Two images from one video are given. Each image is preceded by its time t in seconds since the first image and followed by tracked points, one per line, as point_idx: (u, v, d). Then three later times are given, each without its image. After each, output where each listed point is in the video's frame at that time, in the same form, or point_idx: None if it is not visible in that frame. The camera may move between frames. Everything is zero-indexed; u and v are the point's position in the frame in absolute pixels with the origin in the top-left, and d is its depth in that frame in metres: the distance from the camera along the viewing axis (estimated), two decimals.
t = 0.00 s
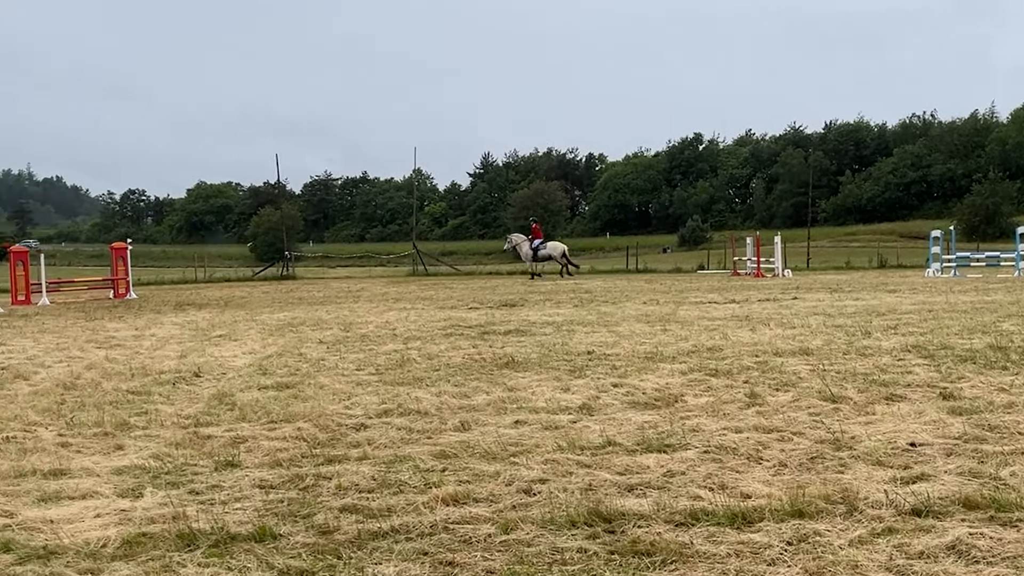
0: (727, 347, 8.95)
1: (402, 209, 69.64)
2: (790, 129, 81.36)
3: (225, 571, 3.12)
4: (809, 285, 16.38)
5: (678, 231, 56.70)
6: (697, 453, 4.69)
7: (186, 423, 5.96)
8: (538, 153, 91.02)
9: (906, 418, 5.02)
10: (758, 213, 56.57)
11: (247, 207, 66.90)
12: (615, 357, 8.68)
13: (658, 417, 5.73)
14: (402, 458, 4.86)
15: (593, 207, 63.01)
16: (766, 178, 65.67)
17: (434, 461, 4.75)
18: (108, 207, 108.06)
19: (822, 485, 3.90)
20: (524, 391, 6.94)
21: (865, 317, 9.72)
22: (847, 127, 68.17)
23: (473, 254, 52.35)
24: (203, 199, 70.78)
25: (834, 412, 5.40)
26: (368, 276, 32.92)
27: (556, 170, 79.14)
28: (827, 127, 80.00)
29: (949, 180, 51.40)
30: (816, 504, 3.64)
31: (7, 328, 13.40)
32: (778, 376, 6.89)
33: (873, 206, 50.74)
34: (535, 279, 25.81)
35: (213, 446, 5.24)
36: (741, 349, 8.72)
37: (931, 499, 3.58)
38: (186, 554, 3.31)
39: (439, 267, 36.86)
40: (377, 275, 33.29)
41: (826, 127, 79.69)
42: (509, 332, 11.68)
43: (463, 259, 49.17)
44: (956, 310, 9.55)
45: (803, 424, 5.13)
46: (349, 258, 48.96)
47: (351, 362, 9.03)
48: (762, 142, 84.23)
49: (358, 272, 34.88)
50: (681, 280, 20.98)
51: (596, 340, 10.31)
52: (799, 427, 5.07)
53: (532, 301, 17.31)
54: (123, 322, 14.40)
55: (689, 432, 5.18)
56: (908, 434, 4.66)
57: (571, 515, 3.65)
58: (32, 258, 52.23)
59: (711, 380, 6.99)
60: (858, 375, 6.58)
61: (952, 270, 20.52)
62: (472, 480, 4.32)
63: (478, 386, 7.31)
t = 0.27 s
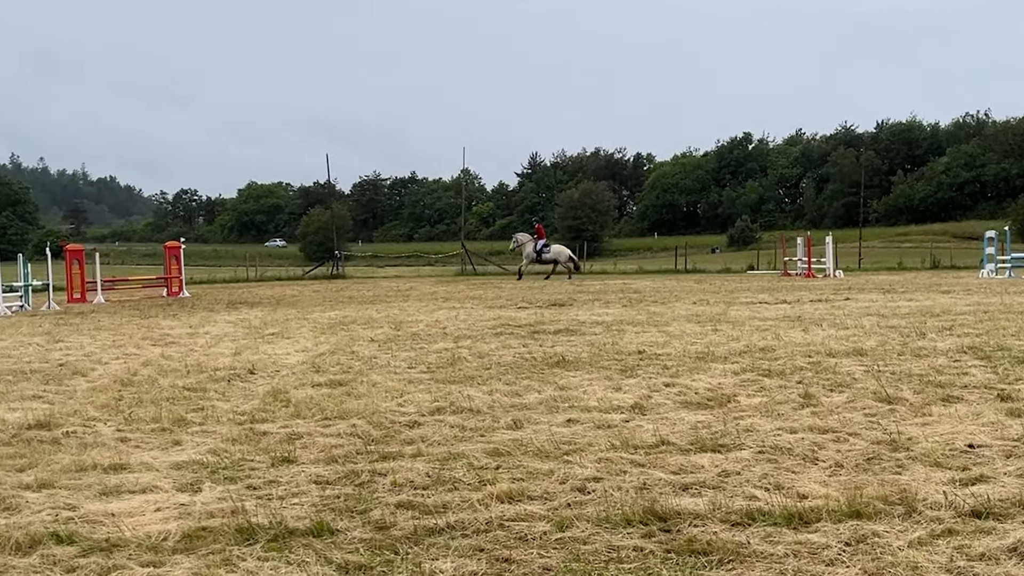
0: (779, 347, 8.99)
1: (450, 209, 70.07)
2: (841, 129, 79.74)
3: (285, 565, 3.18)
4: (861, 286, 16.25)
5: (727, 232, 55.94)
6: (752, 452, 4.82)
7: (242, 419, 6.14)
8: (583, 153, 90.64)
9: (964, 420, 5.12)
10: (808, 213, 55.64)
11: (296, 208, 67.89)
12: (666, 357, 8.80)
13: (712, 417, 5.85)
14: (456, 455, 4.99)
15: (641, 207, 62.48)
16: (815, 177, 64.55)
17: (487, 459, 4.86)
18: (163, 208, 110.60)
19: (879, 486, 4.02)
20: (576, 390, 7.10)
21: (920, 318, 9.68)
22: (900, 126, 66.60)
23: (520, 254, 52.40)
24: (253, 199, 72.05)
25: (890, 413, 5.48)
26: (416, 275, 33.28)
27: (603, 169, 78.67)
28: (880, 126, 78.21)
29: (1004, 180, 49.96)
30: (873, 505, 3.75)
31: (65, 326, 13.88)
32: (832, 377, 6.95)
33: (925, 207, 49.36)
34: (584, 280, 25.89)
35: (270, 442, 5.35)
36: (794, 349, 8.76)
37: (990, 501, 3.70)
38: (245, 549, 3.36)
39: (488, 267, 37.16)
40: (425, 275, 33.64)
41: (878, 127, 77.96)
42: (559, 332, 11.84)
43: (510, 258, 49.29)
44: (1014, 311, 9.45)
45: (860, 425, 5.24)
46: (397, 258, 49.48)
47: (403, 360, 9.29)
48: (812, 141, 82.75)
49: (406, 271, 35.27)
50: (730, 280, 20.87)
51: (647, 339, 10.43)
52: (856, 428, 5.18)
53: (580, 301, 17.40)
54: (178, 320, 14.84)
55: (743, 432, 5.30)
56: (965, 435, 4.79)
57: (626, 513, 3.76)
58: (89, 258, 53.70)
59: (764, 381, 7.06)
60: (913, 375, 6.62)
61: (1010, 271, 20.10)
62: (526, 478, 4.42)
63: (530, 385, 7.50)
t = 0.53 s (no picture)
0: (830, 348, 8.97)
1: (496, 209, 70.29)
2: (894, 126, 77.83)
3: (341, 561, 3.36)
4: (912, 287, 15.99)
5: (774, 232, 55.07)
6: (803, 454, 4.89)
7: (292, 416, 6.36)
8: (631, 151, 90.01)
9: (1019, 424, 5.15)
10: (858, 214, 54.36)
11: (344, 208, 68.84)
12: (714, 357, 8.85)
13: (762, 417, 5.92)
14: (506, 453, 5.15)
15: (689, 207, 61.51)
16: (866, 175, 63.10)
17: (537, 458, 5.01)
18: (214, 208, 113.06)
19: (934, 489, 4.09)
20: (625, 390, 7.20)
21: (974, 319, 9.56)
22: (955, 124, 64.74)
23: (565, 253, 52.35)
24: (301, 200, 73.24)
25: (943, 415, 5.51)
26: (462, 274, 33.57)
27: (650, 168, 77.97)
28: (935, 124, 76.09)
29: None
30: (927, 508, 3.81)
31: (119, 323, 14.40)
32: (885, 378, 6.95)
33: (978, 206, 47.62)
34: (630, 280, 25.86)
35: (321, 439, 5.58)
36: (845, 350, 8.74)
37: None
38: (298, 545, 3.55)
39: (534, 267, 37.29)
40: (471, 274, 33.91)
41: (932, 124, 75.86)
42: (607, 331, 11.95)
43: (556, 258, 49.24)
44: None
45: (912, 427, 5.29)
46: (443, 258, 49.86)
47: (450, 359, 9.50)
48: (863, 139, 80.89)
49: (452, 270, 35.61)
50: (778, 281, 20.65)
51: (695, 339, 10.48)
52: (909, 430, 5.23)
53: (628, 301, 17.46)
54: (229, 318, 15.28)
55: (794, 433, 5.38)
56: (1020, 439, 4.82)
57: (678, 513, 3.87)
58: (142, 257, 55.23)
59: (814, 382, 7.08)
60: (967, 378, 6.60)
61: None
62: (576, 477, 4.56)
63: (579, 384, 7.63)
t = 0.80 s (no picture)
0: (881, 349, 8.89)
1: (542, 207, 70.31)
2: (950, 123, 75.69)
3: (387, 560, 3.50)
4: (967, 286, 15.64)
5: (823, 231, 54.00)
6: (854, 456, 4.91)
7: (340, 414, 6.56)
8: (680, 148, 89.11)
9: None
10: (909, 213, 52.95)
11: (391, 207, 69.60)
12: (763, 357, 8.84)
13: (811, 418, 5.94)
14: (553, 453, 5.26)
15: (737, 205, 60.53)
16: (920, 173, 61.49)
17: (584, 457, 5.12)
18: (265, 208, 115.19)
19: (987, 493, 4.09)
20: (672, 390, 7.26)
21: None
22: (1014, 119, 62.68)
23: (611, 251, 52.12)
24: (350, 198, 74.24)
25: (997, 418, 5.48)
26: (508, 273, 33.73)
27: (698, 167, 77.07)
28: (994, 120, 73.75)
29: None
30: (981, 512, 3.83)
31: (171, 320, 14.86)
32: (937, 379, 6.89)
33: None
34: (677, 280, 25.70)
35: (369, 437, 5.78)
36: (897, 350, 8.66)
37: None
38: (346, 543, 3.70)
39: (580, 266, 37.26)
40: (517, 272, 34.05)
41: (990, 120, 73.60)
42: (653, 330, 11.97)
43: (602, 258, 49.04)
44: None
45: (965, 430, 5.27)
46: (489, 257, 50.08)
47: (497, 357, 9.64)
48: (918, 136, 78.85)
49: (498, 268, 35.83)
50: (827, 280, 20.34)
51: (744, 339, 10.45)
52: (962, 433, 5.21)
53: (675, 300, 17.40)
54: (278, 316, 15.65)
55: (844, 435, 5.39)
56: None
57: (726, 515, 3.93)
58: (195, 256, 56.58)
59: (865, 383, 7.06)
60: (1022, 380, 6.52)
61: None
62: (623, 477, 4.66)
63: (626, 383, 7.71)
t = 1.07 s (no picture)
0: (931, 348, 8.85)
1: (589, 205, 70.23)
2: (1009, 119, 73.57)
3: (432, 556, 3.50)
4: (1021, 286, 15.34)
5: (874, 229, 52.90)
6: (904, 457, 4.98)
7: (386, 412, 6.79)
8: (729, 145, 88.13)
9: None
10: (961, 212, 51.51)
11: (438, 204, 70.25)
12: (813, 357, 8.86)
13: (861, 418, 6.00)
14: (598, 452, 5.41)
15: (786, 203, 59.51)
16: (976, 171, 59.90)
17: (631, 456, 5.26)
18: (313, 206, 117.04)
19: None
20: (720, 389, 7.35)
21: None
22: None
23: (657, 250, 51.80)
24: (397, 196, 75.05)
25: None
26: (555, 270, 33.89)
27: (747, 165, 76.11)
28: None
29: None
30: None
31: (220, 317, 15.32)
32: (988, 380, 6.88)
33: None
34: (723, 278, 25.56)
35: (416, 433, 6.00)
36: (947, 350, 8.62)
37: None
38: (392, 539, 3.71)
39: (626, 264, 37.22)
40: (565, 270, 34.20)
41: None
42: (701, 329, 12.01)
43: (648, 256, 48.78)
44: None
45: (1018, 432, 5.31)
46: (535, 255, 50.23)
47: (543, 355, 9.81)
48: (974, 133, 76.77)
49: (545, 265, 36.03)
50: (876, 279, 20.07)
51: (792, 338, 10.45)
52: (1014, 434, 5.27)
53: (723, 299, 17.39)
54: (326, 312, 16.06)
55: (894, 435, 5.46)
56: None
57: (775, 516, 3.97)
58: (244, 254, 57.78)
59: (916, 383, 7.07)
60: None
61: None
62: (669, 477, 4.78)
63: (672, 382, 7.82)
